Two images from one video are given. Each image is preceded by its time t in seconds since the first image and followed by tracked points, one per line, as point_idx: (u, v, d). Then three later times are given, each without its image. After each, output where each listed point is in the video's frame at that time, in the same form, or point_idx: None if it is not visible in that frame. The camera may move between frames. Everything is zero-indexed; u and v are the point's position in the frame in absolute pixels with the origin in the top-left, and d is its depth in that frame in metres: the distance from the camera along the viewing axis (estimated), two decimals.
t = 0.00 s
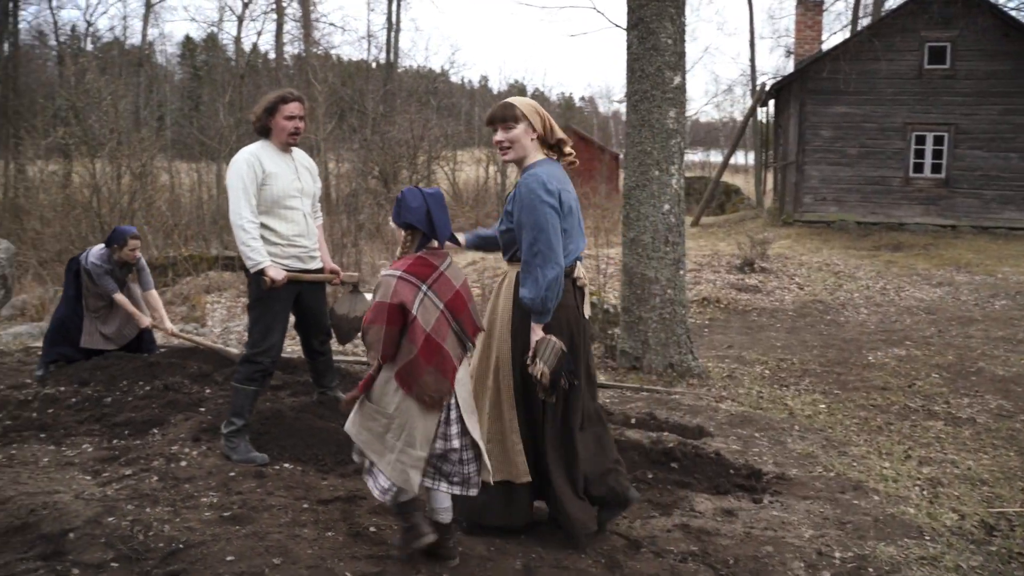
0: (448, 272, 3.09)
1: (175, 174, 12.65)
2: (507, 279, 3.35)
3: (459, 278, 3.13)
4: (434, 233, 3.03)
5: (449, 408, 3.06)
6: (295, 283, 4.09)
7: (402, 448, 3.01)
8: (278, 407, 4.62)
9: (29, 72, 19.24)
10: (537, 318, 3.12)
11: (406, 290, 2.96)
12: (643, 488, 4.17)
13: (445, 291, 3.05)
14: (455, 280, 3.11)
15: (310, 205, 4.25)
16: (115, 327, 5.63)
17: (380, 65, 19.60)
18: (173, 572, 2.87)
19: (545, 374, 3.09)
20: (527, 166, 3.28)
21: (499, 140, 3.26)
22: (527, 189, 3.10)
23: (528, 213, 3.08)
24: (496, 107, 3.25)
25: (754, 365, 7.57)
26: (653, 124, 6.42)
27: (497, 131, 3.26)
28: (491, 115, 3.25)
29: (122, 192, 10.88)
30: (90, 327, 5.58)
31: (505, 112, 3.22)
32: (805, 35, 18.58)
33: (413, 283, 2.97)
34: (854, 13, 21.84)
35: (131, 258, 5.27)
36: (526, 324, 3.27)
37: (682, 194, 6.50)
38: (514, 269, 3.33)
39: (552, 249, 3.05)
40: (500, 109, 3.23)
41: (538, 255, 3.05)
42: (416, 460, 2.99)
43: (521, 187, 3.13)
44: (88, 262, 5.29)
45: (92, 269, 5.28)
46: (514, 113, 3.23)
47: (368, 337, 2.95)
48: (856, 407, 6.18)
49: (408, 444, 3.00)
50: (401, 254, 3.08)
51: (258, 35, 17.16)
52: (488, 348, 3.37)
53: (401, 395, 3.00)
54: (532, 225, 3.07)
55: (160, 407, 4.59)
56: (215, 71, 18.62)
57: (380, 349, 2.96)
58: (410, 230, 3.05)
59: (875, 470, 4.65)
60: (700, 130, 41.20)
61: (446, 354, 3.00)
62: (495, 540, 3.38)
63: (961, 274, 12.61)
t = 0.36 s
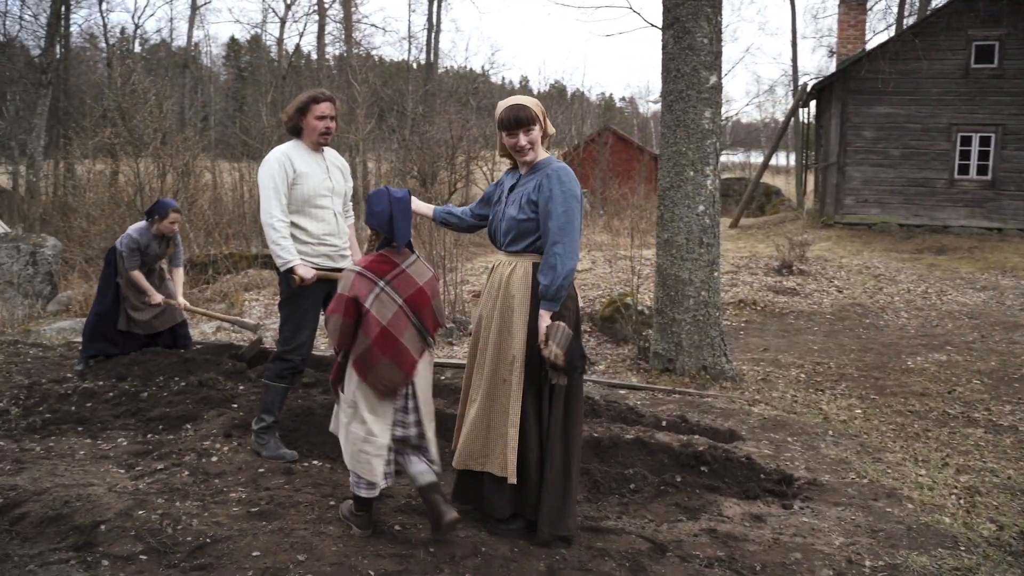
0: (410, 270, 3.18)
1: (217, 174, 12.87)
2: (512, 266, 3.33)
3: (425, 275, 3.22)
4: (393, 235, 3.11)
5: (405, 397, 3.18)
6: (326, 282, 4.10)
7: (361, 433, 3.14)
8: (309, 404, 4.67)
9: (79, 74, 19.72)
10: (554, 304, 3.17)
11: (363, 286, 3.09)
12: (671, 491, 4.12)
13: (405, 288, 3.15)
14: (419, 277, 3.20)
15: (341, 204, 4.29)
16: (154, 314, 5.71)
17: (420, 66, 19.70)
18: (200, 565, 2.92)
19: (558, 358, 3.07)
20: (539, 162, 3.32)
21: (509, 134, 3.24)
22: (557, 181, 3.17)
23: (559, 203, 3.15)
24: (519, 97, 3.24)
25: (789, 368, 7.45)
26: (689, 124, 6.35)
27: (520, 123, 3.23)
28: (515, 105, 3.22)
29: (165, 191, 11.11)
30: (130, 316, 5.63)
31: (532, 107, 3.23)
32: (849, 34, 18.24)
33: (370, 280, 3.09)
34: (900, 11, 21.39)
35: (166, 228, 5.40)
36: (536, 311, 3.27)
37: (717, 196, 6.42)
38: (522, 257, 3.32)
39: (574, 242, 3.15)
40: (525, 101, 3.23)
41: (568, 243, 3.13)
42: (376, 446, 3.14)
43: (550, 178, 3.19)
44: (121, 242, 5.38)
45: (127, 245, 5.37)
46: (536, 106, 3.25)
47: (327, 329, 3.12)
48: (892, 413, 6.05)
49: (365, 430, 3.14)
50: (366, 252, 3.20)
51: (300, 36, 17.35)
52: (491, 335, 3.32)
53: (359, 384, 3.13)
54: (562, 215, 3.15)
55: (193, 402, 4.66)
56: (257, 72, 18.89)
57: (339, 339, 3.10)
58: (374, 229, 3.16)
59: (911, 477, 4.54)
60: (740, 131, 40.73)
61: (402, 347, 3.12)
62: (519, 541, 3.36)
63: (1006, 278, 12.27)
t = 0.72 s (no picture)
0: (398, 262, 3.21)
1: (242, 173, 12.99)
2: (515, 259, 3.32)
3: (413, 268, 3.25)
4: (378, 223, 3.16)
5: (384, 388, 3.19)
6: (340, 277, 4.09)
7: (334, 417, 3.19)
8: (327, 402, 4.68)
9: (110, 75, 20.03)
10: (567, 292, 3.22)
11: (348, 276, 3.17)
12: (689, 493, 4.08)
13: (391, 279, 3.20)
14: (406, 269, 3.23)
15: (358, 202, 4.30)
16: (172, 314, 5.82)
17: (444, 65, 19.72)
18: (214, 561, 2.94)
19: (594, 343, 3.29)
20: (524, 159, 3.37)
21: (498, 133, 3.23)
22: (556, 174, 3.24)
23: (563, 193, 3.23)
24: (502, 95, 3.26)
25: (812, 370, 7.36)
26: (711, 123, 6.29)
27: (507, 121, 3.25)
28: (504, 102, 3.23)
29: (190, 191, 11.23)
30: (149, 319, 5.73)
31: (518, 104, 3.26)
32: (877, 32, 17.99)
33: (355, 270, 3.17)
34: (930, 8, 21.05)
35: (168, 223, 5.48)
36: (550, 301, 3.31)
37: (739, 195, 6.35)
38: (525, 249, 3.32)
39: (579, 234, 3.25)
40: (510, 98, 3.24)
41: (575, 230, 3.23)
42: (347, 431, 3.17)
43: (548, 170, 3.25)
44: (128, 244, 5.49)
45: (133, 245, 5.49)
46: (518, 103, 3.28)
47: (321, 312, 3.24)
48: (916, 416, 5.96)
49: (340, 415, 3.18)
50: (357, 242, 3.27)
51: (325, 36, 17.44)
52: (505, 328, 3.30)
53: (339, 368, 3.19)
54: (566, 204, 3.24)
55: (213, 399, 4.70)
56: (284, 73, 19.04)
57: (327, 323, 3.20)
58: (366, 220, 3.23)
59: (934, 482, 4.46)
60: (767, 130, 40.38)
61: (382, 337, 3.15)
62: (534, 541, 3.35)
63: None
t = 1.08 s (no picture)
0: (411, 258, 3.19)
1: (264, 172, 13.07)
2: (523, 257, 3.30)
3: (426, 263, 3.23)
4: (389, 218, 3.15)
5: (400, 386, 3.16)
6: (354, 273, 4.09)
7: (355, 419, 3.16)
8: (342, 400, 4.67)
9: (135, 74, 20.26)
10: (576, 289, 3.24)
11: (361, 272, 3.15)
12: (705, 494, 4.02)
13: (405, 275, 3.18)
14: (419, 265, 3.21)
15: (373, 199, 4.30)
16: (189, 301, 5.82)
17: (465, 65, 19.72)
18: (225, 557, 2.93)
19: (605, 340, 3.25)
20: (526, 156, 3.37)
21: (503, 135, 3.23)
22: (562, 172, 3.23)
23: (568, 190, 3.22)
24: (501, 97, 3.31)
25: (833, 371, 7.26)
26: (731, 121, 6.22)
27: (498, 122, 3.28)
28: (502, 103, 3.28)
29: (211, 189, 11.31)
30: (168, 309, 5.71)
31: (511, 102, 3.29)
32: (902, 30, 17.75)
33: (368, 266, 3.15)
34: (957, 6, 20.74)
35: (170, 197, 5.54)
36: (560, 298, 3.30)
37: (760, 194, 6.27)
38: (534, 246, 3.31)
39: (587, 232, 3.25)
40: (501, 101, 3.28)
41: (582, 227, 3.23)
42: (368, 433, 3.13)
43: (553, 167, 3.25)
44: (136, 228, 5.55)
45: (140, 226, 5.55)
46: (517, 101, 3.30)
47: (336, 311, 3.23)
48: (939, 419, 5.86)
49: (361, 416, 3.16)
50: (370, 238, 3.25)
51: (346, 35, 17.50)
52: (518, 330, 3.25)
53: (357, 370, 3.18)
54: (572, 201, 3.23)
55: (228, 396, 4.71)
56: (306, 73, 19.14)
57: (342, 322, 3.19)
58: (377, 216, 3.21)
59: (956, 486, 4.37)
60: (791, 131, 40.02)
61: (398, 334, 3.13)
62: (546, 542, 3.31)
63: None
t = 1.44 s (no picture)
0: (430, 254, 3.14)
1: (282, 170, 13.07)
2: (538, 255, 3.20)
3: (445, 259, 3.17)
4: (406, 213, 3.09)
5: (420, 385, 3.10)
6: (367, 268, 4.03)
7: (376, 420, 3.09)
8: (357, 400, 4.62)
9: (156, 74, 20.36)
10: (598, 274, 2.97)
11: (380, 269, 3.10)
12: (726, 499, 3.93)
13: (424, 271, 3.12)
14: (438, 261, 3.15)
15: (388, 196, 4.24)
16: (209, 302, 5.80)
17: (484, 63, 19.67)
18: (236, 559, 2.88)
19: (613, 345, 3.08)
20: (552, 153, 3.28)
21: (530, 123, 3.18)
22: (582, 169, 3.12)
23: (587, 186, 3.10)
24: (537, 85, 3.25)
25: (855, 374, 7.13)
26: (753, 119, 6.11)
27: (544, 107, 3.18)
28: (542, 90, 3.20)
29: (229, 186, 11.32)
30: (190, 308, 5.71)
31: (557, 93, 3.25)
32: (926, 28, 17.49)
33: (387, 263, 3.10)
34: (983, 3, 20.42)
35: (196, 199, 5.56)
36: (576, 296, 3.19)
37: (782, 192, 6.16)
38: (550, 243, 3.22)
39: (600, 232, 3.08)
40: (540, 88, 3.18)
41: (597, 222, 3.07)
42: (389, 434, 3.07)
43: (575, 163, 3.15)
44: (160, 226, 5.54)
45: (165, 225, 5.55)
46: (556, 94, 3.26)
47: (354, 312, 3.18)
48: (965, 423, 5.73)
49: (382, 417, 3.08)
50: (388, 234, 3.20)
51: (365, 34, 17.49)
52: (530, 331, 3.18)
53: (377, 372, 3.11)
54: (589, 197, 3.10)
55: (243, 394, 4.67)
56: (324, 72, 19.14)
57: (361, 323, 3.13)
58: (393, 212, 3.17)
59: (985, 493, 4.25)
60: (811, 131, 39.65)
61: (418, 332, 3.07)
62: (564, 546, 3.24)
63: None
